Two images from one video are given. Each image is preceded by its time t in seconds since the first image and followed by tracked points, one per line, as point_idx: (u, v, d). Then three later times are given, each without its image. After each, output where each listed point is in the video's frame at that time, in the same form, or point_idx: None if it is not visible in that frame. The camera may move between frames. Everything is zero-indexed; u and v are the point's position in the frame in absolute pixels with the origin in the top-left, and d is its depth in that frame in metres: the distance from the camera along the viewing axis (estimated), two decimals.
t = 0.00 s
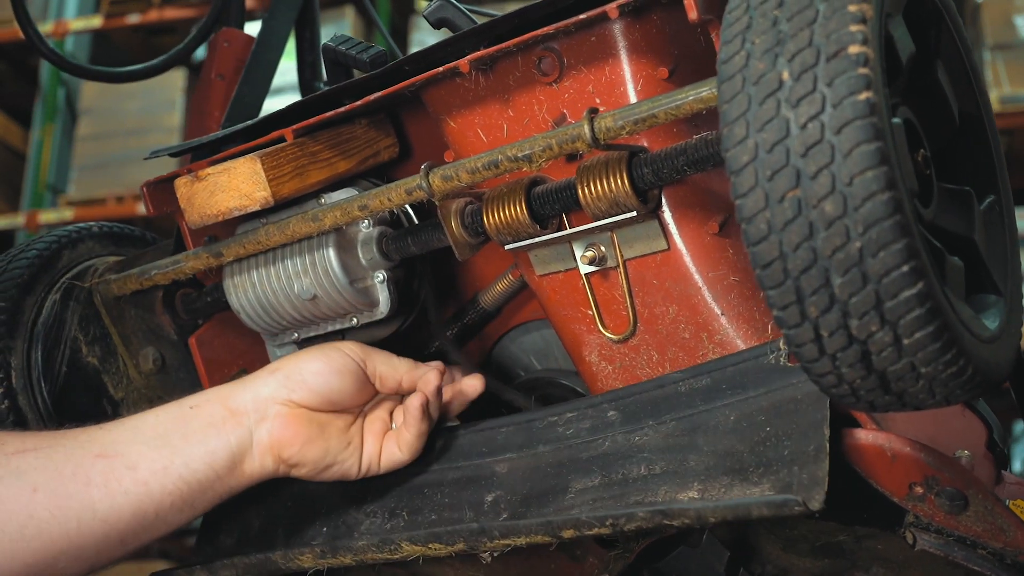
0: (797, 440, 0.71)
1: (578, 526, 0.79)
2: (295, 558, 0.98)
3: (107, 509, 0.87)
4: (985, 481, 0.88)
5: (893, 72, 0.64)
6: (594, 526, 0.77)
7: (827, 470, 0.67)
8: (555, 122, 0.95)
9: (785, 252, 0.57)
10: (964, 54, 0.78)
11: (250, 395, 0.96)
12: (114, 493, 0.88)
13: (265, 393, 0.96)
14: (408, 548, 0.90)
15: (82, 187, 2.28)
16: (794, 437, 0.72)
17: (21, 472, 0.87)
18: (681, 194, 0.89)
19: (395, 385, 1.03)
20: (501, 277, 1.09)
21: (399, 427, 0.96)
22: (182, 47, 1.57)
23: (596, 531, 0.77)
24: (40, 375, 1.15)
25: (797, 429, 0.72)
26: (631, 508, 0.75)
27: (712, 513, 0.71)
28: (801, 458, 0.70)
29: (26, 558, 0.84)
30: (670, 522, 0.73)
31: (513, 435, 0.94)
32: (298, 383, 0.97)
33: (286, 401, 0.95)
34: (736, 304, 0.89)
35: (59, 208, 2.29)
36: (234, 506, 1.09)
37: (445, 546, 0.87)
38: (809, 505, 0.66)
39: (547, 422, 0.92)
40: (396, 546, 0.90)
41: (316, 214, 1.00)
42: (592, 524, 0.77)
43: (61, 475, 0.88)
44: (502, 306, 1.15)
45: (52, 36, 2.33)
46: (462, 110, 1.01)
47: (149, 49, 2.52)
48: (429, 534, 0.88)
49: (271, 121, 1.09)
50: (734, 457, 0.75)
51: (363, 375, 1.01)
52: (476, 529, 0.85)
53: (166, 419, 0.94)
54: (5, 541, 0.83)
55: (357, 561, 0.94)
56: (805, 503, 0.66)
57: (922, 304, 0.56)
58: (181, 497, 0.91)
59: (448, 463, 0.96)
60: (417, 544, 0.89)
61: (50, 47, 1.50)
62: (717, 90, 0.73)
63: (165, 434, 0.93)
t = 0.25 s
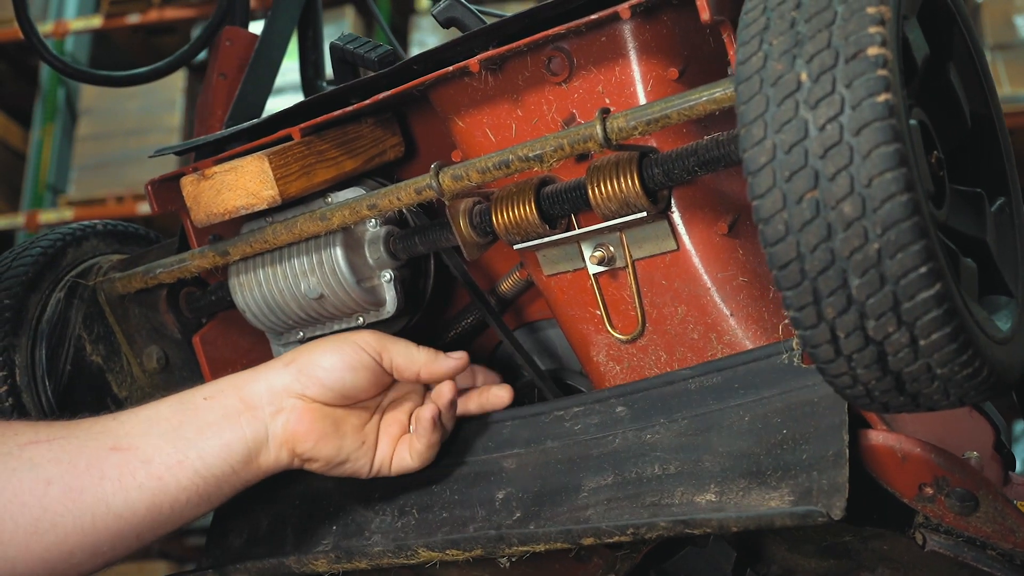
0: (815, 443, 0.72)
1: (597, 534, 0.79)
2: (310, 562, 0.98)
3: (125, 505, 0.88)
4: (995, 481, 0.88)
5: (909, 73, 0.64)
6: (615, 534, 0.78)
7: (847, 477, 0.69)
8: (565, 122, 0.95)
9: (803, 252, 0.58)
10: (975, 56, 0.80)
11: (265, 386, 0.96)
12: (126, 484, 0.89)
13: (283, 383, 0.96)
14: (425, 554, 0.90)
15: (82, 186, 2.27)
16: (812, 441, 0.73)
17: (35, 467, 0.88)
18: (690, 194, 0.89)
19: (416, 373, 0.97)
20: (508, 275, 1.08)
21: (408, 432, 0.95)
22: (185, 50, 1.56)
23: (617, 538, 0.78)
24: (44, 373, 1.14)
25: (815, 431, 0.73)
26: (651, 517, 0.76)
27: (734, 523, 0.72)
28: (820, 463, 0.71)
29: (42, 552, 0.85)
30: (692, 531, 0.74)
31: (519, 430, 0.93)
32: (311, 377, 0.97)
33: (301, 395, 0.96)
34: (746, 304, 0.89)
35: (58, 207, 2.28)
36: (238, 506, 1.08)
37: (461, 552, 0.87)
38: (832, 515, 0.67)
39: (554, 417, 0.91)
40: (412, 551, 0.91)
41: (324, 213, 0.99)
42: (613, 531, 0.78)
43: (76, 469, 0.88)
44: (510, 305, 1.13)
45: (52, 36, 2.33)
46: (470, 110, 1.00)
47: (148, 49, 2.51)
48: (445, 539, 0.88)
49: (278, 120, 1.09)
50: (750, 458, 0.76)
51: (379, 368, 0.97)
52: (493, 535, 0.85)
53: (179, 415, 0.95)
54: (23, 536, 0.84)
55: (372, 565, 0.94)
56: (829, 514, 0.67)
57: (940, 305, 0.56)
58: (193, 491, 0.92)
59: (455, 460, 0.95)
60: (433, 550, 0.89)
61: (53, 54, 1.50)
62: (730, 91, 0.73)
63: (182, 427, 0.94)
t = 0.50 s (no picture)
0: (819, 444, 0.72)
1: (601, 536, 0.79)
2: (313, 563, 0.98)
3: (139, 490, 0.90)
4: (996, 481, 0.88)
5: (913, 73, 0.64)
6: (619, 535, 0.78)
7: (850, 478, 0.69)
8: (567, 122, 0.95)
9: (807, 253, 0.58)
10: (979, 57, 0.80)
11: (274, 371, 0.96)
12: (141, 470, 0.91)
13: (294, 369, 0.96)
14: (428, 556, 0.90)
15: (82, 186, 2.27)
16: (816, 442, 0.73)
17: (53, 452, 0.90)
18: (692, 193, 0.89)
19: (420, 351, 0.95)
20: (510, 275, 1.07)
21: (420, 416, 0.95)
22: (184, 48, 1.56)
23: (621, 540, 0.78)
24: (45, 373, 1.15)
25: (819, 433, 0.73)
26: (656, 518, 0.77)
27: (738, 524, 0.72)
28: (824, 464, 0.71)
29: (61, 537, 0.88)
30: (696, 532, 0.74)
31: (519, 428, 0.93)
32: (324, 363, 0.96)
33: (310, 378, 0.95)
34: (747, 304, 0.89)
35: (59, 208, 2.28)
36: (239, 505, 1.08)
37: (465, 553, 0.88)
38: (836, 517, 0.67)
39: (554, 415, 0.91)
40: (416, 553, 0.91)
41: (326, 213, 0.99)
42: (618, 532, 0.78)
43: (91, 457, 0.91)
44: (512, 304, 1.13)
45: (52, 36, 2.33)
46: (472, 109, 1.00)
47: (148, 48, 2.51)
48: (449, 541, 0.88)
49: (279, 119, 1.09)
50: (754, 459, 0.76)
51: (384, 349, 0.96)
52: (497, 536, 0.86)
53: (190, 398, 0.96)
54: (41, 522, 0.87)
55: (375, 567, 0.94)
56: (834, 517, 0.67)
57: (944, 305, 0.56)
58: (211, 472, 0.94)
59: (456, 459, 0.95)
60: (437, 551, 0.89)
61: (53, 53, 1.49)
62: (734, 91, 0.73)
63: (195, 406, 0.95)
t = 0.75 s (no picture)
0: (817, 444, 0.73)
1: (601, 538, 0.79)
2: (313, 564, 0.97)
3: None
4: (996, 481, 0.87)
5: (910, 73, 0.64)
6: (618, 536, 0.78)
7: (849, 478, 0.69)
8: (565, 122, 0.95)
9: (804, 252, 0.58)
10: (977, 58, 0.80)
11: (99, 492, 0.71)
12: None
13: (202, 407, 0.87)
14: (427, 557, 0.90)
15: (82, 186, 2.27)
16: (815, 442, 0.73)
17: None
18: (691, 193, 0.89)
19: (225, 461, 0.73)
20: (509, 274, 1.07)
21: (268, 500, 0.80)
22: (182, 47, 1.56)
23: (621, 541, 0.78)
24: (44, 374, 1.15)
25: (818, 433, 0.73)
26: (655, 519, 0.76)
27: (737, 525, 0.72)
28: (822, 464, 0.71)
29: None
30: (695, 533, 0.74)
31: (515, 427, 0.93)
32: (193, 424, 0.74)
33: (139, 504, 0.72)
34: (746, 304, 0.89)
35: (59, 208, 2.28)
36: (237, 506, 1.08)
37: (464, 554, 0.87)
38: (835, 518, 0.67)
39: (552, 414, 0.91)
40: (414, 554, 0.91)
41: (325, 213, 0.99)
42: (617, 534, 0.78)
43: None
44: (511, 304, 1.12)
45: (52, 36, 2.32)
46: (471, 109, 1.00)
47: (148, 49, 2.51)
48: (448, 542, 0.88)
49: (278, 119, 1.09)
50: (752, 458, 0.76)
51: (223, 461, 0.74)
52: (496, 536, 0.85)
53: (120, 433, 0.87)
54: None
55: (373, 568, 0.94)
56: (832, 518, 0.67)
57: (941, 305, 0.56)
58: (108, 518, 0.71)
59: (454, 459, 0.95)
60: (435, 552, 0.89)
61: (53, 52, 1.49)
62: (731, 91, 0.73)
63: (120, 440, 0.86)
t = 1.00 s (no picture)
0: (815, 444, 0.73)
1: (598, 537, 0.80)
2: (311, 564, 0.98)
3: None
4: (996, 480, 0.87)
5: (908, 72, 0.64)
6: (616, 535, 0.78)
7: (848, 478, 0.69)
8: (563, 122, 0.95)
9: (802, 252, 0.58)
10: (977, 58, 0.81)
11: None
12: None
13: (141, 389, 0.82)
14: (426, 557, 0.90)
15: (82, 186, 2.27)
16: (814, 441, 0.73)
17: None
18: (689, 192, 0.89)
19: None
20: (508, 274, 1.07)
21: None
22: (182, 47, 1.55)
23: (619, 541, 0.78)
24: (43, 374, 1.16)
25: (816, 432, 0.73)
26: (653, 519, 0.77)
27: (734, 525, 0.72)
28: (821, 464, 0.71)
29: None
30: (693, 532, 0.74)
31: (515, 426, 0.93)
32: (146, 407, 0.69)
33: None
34: (744, 304, 0.89)
35: (59, 208, 2.28)
36: (236, 506, 1.08)
37: (463, 554, 0.88)
38: (833, 517, 0.68)
39: (550, 414, 0.91)
40: (413, 554, 0.91)
41: (323, 213, 0.99)
42: (614, 533, 0.78)
43: None
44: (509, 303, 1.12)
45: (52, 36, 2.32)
46: (469, 109, 1.00)
47: (148, 48, 2.51)
48: (446, 542, 0.89)
49: (277, 119, 1.09)
50: (750, 458, 0.76)
51: None
52: (494, 536, 0.85)
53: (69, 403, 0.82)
54: None
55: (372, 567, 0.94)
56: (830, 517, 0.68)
57: (939, 305, 0.56)
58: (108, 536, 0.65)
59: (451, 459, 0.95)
60: (434, 552, 0.90)
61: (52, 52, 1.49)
62: (729, 90, 0.73)
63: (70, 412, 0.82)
